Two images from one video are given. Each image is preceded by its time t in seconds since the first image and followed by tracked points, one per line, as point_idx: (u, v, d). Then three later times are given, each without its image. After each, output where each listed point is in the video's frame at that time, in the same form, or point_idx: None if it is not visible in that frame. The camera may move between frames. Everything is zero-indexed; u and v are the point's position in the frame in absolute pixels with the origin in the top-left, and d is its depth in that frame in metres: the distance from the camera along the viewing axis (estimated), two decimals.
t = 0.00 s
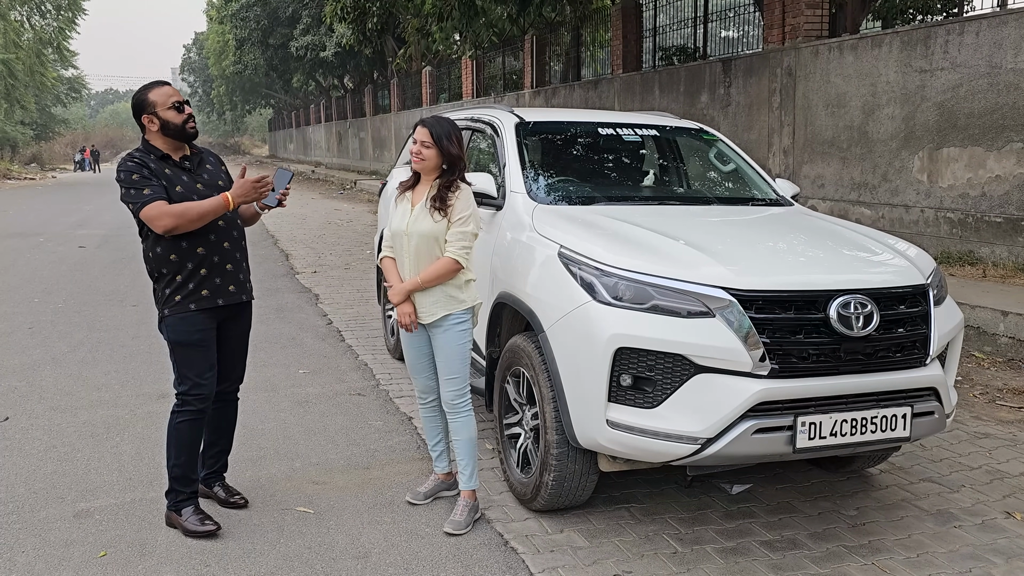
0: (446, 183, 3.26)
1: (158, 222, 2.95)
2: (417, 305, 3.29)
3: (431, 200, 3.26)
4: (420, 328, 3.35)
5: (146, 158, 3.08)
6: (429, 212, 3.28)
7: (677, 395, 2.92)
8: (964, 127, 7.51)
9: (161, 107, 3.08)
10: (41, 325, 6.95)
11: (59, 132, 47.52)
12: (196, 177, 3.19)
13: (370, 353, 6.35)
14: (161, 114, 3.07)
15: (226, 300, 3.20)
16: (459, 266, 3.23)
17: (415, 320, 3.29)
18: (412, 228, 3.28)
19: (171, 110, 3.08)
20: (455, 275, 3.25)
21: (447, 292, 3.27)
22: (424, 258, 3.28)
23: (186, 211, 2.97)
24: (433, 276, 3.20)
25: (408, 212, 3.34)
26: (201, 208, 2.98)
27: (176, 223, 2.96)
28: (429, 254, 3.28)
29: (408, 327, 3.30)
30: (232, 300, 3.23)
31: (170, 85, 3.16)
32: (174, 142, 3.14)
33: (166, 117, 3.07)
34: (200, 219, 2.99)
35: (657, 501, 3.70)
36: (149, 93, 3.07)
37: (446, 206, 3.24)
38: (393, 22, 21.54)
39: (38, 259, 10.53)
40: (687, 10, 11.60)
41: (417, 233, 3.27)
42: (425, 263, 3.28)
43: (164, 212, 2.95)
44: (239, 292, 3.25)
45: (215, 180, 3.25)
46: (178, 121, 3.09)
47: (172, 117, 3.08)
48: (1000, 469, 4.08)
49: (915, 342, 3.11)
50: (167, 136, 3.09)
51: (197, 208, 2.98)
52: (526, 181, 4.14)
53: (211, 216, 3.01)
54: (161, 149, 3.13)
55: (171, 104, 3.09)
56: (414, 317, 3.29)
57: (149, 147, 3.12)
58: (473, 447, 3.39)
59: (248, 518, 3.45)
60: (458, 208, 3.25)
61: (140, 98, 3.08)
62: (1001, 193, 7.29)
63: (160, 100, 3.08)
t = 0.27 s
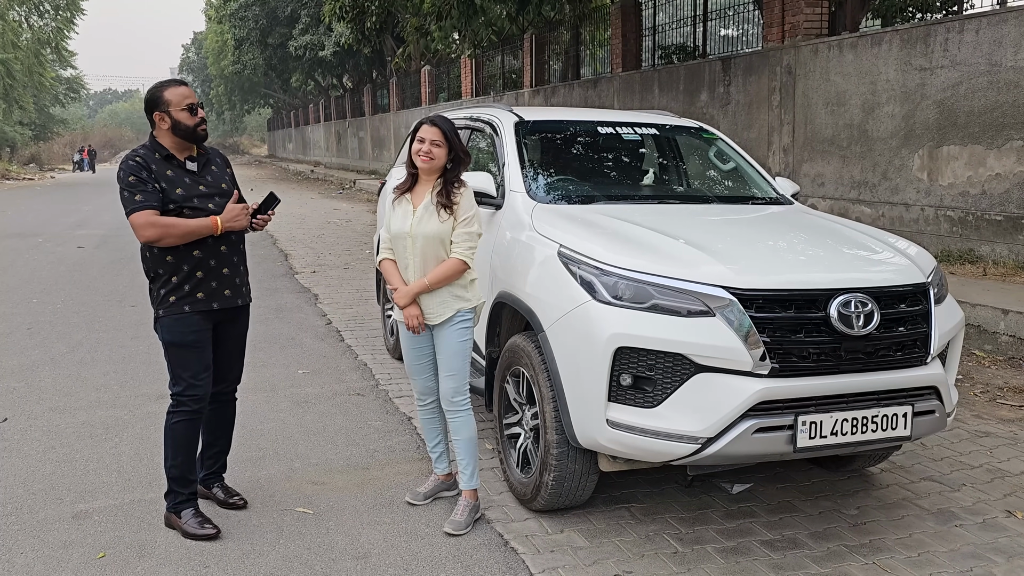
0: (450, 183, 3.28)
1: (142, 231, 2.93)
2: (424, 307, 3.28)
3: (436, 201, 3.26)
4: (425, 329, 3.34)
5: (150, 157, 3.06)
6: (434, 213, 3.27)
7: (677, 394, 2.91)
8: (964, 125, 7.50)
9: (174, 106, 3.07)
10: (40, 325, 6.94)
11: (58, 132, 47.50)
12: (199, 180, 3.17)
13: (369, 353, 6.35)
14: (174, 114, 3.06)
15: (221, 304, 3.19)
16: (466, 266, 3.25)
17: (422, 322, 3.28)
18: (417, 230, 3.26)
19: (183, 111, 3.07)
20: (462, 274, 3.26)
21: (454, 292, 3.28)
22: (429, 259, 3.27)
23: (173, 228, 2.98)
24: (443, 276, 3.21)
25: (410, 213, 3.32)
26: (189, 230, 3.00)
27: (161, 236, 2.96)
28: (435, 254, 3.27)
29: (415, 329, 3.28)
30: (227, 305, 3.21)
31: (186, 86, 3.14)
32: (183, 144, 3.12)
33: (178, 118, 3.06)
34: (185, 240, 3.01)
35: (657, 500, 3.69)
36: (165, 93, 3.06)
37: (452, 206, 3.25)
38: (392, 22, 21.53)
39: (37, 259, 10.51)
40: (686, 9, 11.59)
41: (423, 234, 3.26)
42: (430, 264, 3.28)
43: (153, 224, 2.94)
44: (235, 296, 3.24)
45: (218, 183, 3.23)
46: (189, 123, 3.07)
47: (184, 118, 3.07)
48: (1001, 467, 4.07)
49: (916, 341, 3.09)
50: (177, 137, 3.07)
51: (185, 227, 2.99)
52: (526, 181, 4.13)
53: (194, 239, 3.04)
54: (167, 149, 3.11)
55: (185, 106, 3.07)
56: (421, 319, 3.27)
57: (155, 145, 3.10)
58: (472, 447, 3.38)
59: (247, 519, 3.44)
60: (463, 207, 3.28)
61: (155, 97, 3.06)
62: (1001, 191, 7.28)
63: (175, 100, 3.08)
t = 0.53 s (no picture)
0: (449, 180, 3.27)
1: (136, 229, 2.94)
2: (422, 304, 3.27)
3: (434, 198, 3.25)
4: (423, 327, 3.33)
5: (149, 154, 3.05)
6: (433, 210, 3.26)
7: (675, 392, 2.90)
8: (962, 122, 7.50)
9: (181, 108, 3.04)
10: (37, 325, 6.93)
11: (55, 131, 47.41)
12: (197, 180, 3.16)
13: (367, 351, 6.34)
14: (181, 114, 3.04)
15: (211, 307, 3.18)
16: (464, 263, 3.23)
17: (420, 319, 3.27)
18: (416, 227, 3.26)
19: (190, 113, 3.05)
20: (460, 272, 3.25)
21: (452, 290, 3.27)
22: (427, 256, 3.26)
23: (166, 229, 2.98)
24: (441, 273, 3.19)
25: (408, 210, 3.31)
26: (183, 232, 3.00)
27: (154, 237, 2.96)
28: (433, 252, 3.26)
29: (413, 327, 3.27)
30: (218, 307, 3.20)
31: (195, 85, 3.11)
32: (186, 144, 3.11)
33: (184, 119, 3.04)
34: (178, 241, 3.01)
35: (655, 498, 3.69)
36: (174, 91, 3.03)
37: (451, 203, 3.25)
38: (389, 19, 21.50)
39: (34, 258, 10.49)
40: (683, 6, 11.57)
41: (421, 231, 3.25)
42: (429, 261, 3.27)
43: (146, 224, 2.94)
44: (225, 299, 3.22)
45: (217, 184, 3.21)
46: (194, 125, 3.05)
47: (190, 120, 3.05)
48: (999, 464, 4.07)
49: (914, 338, 3.09)
50: (180, 136, 3.06)
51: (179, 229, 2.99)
52: (523, 178, 4.12)
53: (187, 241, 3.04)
54: (168, 147, 3.10)
55: (192, 108, 3.05)
56: (419, 316, 3.26)
57: (156, 142, 3.09)
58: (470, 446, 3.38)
59: (244, 518, 3.43)
60: (462, 205, 3.27)
61: (164, 94, 3.03)
62: (999, 187, 7.28)
63: (184, 100, 3.05)
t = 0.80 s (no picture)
0: (447, 179, 3.26)
1: (127, 228, 2.93)
2: (417, 302, 3.26)
3: (432, 196, 3.25)
4: (419, 325, 3.33)
5: (143, 152, 3.05)
6: (430, 208, 3.26)
7: (671, 389, 2.90)
8: (957, 118, 7.50)
9: (176, 105, 3.04)
10: (33, 324, 6.91)
11: (50, 130, 47.28)
12: (192, 179, 3.15)
13: (364, 349, 6.33)
14: (175, 112, 3.03)
15: (206, 307, 3.17)
16: (461, 262, 3.23)
17: (416, 317, 3.27)
18: (413, 224, 3.25)
19: (185, 110, 3.04)
20: (457, 270, 3.25)
21: (448, 288, 3.26)
22: (424, 254, 3.26)
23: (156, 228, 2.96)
24: (437, 271, 3.19)
25: (406, 208, 3.30)
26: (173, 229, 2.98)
27: (145, 236, 2.95)
28: (430, 250, 3.26)
29: (408, 325, 3.26)
30: (213, 307, 3.19)
31: (190, 83, 3.11)
32: (181, 142, 3.10)
33: (178, 117, 3.03)
34: (169, 239, 2.99)
35: (652, 495, 3.69)
36: (168, 88, 3.03)
37: (449, 201, 3.24)
38: (385, 17, 21.47)
39: (29, 258, 10.46)
40: (679, 3, 11.57)
41: (418, 230, 3.24)
42: (425, 259, 3.26)
43: (137, 223, 2.93)
44: (220, 299, 3.21)
45: (212, 183, 3.19)
46: (189, 122, 3.05)
47: (185, 117, 3.04)
48: (995, 459, 4.07)
49: (910, 334, 3.09)
50: (174, 134, 3.05)
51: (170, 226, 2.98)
52: (519, 175, 4.12)
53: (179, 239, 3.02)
54: (163, 145, 3.09)
55: (186, 105, 3.05)
56: (414, 314, 3.26)
57: (151, 140, 3.08)
58: (466, 445, 3.38)
59: (241, 517, 3.42)
60: (459, 203, 3.26)
61: (159, 91, 3.03)
62: (995, 183, 7.29)
63: (179, 98, 3.05)
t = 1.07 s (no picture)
0: (445, 178, 3.27)
1: (102, 226, 2.92)
2: (418, 301, 3.26)
3: (431, 195, 3.25)
4: (418, 325, 3.33)
5: (134, 150, 3.04)
6: (429, 207, 3.26)
7: (668, 387, 2.91)
8: (953, 116, 7.52)
9: (164, 100, 3.03)
10: (29, 325, 6.89)
11: (45, 131, 47.15)
12: (185, 176, 3.14)
13: (361, 349, 6.33)
14: (163, 107, 3.03)
15: (202, 306, 3.16)
16: (461, 260, 3.23)
17: (416, 317, 3.27)
18: (412, 224, 3.25)
19: (173, 106, 3.04)
20: (457, 268, 3.25)
21: (448, 287, 3.27)
22: (424, 253, 3.26)
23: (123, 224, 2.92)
24: (437, 270, 3.19)
25: (404, 208, 3.30)
26: (138, 224, 2.92)
27: (118, 233, 2.92)
28: (430, 249, 3.26)
29: (409, 325, 3.27)
30: (209, 306, 3.18)
31: (179, 78, 3.10)
32: (172, 139, 3.10)
33: (166, 112, 3.03)
34: (140, 234, 2.94)
35: (649, 492, 3.69)
36: (156, 86, 3.03)
37: (448, 199, 3.25)
38: (381, 16, 21.44)
39: (25, 258, 10.44)
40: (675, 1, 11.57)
41: (418, 229, 3.24)
42: (425, 258, 3.26)
43: (105, 220, 2.92)
44: (216, 297, 3.21)
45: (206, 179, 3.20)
46: (179, 118, 3.04)
47: (173, 112, 3.03)
48: (991, 456, 4.09)
49: (906, 331, 3.10)
50: (165, 130, 3.06)
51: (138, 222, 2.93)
52: (515, 174, 4.12)
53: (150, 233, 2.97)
54: (155, 142, 3.09)
55: (174, 100, 3.04)
56: (415, 314, 3.26)
57: (144, 138, 3.08)
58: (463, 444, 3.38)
59: (239, 516, 3.42)
60: (458, 201, 3.26)
61: (148, 89, 3.04)
62: (990, 181, 7.30)
63: (166, 94, 3.04)
